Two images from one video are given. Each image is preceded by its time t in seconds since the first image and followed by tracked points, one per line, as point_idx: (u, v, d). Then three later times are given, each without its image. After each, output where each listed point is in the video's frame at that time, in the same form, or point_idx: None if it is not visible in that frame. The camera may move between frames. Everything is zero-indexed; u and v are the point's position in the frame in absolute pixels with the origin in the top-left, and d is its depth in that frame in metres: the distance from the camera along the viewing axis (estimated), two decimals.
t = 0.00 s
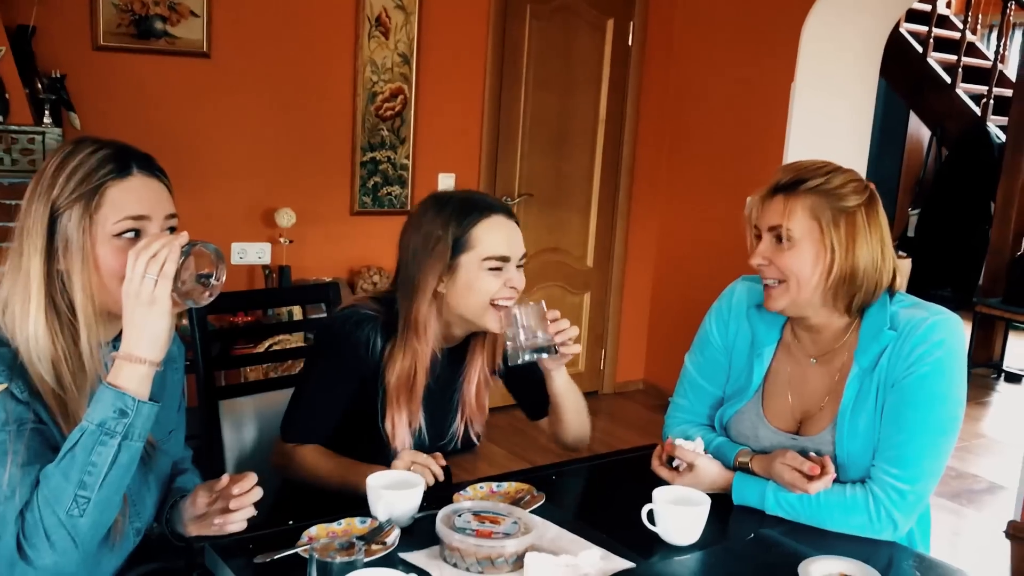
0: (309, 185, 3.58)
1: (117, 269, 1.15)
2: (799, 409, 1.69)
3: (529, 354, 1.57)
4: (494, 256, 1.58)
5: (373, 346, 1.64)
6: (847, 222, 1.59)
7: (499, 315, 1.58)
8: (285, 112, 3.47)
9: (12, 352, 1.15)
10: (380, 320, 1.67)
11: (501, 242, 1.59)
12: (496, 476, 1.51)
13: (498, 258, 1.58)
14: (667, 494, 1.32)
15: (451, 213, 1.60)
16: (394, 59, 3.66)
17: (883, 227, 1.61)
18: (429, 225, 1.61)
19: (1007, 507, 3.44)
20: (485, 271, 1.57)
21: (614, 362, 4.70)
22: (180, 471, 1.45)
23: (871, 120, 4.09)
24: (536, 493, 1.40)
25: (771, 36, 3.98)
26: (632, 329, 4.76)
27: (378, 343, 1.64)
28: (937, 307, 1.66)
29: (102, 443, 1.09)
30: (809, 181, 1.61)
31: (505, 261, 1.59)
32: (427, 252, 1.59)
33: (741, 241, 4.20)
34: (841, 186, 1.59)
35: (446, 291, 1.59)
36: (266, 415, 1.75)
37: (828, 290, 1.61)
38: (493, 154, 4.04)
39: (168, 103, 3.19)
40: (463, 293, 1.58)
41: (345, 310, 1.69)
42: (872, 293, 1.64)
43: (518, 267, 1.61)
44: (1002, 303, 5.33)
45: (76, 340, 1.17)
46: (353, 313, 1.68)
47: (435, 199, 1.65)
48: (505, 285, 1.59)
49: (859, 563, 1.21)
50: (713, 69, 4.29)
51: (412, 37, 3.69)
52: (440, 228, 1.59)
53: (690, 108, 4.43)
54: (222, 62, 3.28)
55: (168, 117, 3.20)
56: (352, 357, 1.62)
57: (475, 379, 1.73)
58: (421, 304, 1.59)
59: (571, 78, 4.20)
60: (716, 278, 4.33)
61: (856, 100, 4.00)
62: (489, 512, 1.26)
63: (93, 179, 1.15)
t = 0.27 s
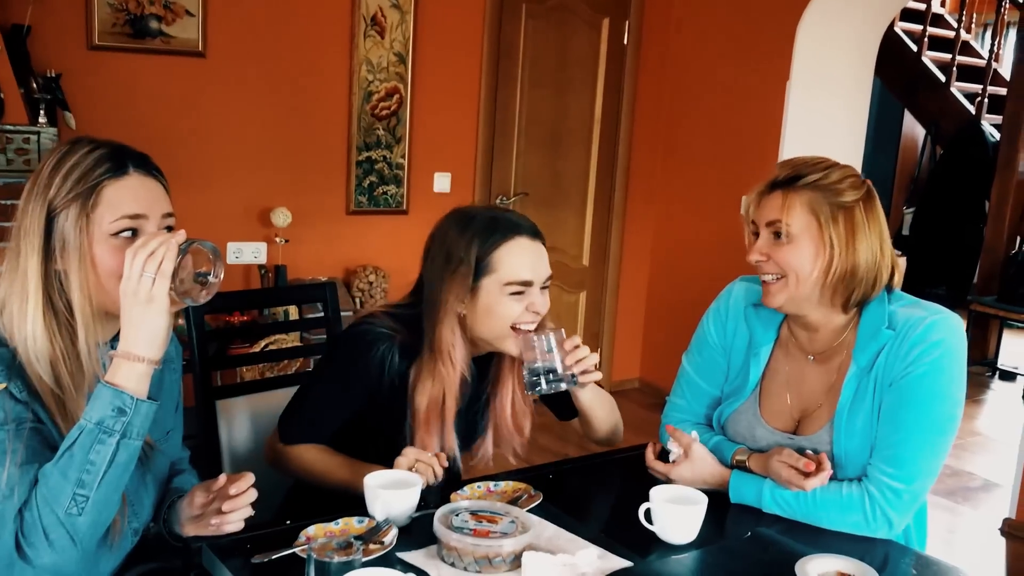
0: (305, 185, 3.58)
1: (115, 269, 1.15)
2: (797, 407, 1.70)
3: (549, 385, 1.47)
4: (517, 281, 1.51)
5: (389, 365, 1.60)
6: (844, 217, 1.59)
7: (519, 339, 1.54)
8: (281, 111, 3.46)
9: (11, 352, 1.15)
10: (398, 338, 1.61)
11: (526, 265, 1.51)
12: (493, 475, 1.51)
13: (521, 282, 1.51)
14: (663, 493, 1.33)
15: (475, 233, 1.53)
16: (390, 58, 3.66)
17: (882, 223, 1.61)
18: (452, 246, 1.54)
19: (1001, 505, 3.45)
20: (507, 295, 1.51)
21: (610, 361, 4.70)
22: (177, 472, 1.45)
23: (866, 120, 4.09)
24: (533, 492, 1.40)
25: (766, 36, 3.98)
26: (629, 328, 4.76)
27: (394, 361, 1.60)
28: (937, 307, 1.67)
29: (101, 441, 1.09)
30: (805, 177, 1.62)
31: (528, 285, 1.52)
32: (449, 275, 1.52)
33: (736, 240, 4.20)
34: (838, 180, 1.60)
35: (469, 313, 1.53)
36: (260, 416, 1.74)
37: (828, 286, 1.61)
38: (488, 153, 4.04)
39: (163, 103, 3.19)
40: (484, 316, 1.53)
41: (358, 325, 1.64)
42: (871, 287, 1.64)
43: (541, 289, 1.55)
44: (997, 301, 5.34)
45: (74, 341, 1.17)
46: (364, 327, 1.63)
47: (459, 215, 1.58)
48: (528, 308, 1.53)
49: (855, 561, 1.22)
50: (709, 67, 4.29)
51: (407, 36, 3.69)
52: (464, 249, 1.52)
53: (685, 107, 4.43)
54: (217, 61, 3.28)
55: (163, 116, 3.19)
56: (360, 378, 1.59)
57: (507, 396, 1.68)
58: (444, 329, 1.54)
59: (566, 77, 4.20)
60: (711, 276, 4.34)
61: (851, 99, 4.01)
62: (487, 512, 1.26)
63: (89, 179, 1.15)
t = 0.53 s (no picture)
0: (301, 185, 3.58)
1: (111, 269, 1.15)
2: (786, 410, 1.69)
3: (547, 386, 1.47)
4: (515, 293, 1.50)
5: (388, 373, 1.60)
6: (848, 213, 1.61)
7: (515, 351, 1.51)
8: (278, 112, 3.46)
9: (8, 352, 1.15)
10: (398, 345, 1.62)
11: (527, 278, 1.50)
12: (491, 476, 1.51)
13: (520, 295, 1.50)
14: (660, 494, 1.33)
15: (478, 241, 1.53)
16: (387, 59, 3.66)
17: (883, 225, 1.63)
18: (455, 253, 1.54)
19: (998, 505, 3.45)
20: (504, 307, 1.51)
21: (607, 361, 4.70)
22: (174, 474, 1.45)
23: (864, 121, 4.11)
24: (530, 494, 1.40)
25: (763, 36, 3.98)
26: (626, 328, 4.76)
27: (393, 367, 1.60)
28: (930, 307, 1.66)
29: (96, 440, 1.09)
30: (812, 171, 1.64)
31: (527, 298, 1.51)
32: (450, 283, 1.52)
33: (733, 240, 4.20)
34: (844, 177, 1.61)
35: (467, 319, 1.53)
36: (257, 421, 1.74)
37: (829, 282, 1.62)
38: (485, 154, 4.04)
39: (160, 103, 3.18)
40: (482, 327, 1.52)
41: (357, 332, 1.64)
42: (872, 286, 1.64)
43: (541, 302, 1.53)
44: (993, 301, 5.35)
45: (71, 341, 1.17)
46: (363, 333, 1.63)
47: (462, 223, 1.60)
48: (525, 321, 1.51)
49: (853, 562, 1.22)
50: (706, 68, 4.29)
51: (404, 37, 3.69)
52: (466, 257, 1.52)
53: (682, 108, 4.43)
54: (214, 61, 3.27)
55: (160, 117, 3.19)
56: (362, 385, 1.58)
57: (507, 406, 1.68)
58: (443, 336, 1.54)
59: (563, 77, 4.20)
60: (708, 276, 4.34)
61: (850, 99, 4.02)
62: (484, 514, 1.26)
63: (85, 178, 1.15)
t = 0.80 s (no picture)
0: (298, 186, 3.57)
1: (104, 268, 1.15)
2: (775, 413, 1.69)
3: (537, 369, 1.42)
4: (504, 294, 1.49)
5: (380, 377, 1.60)
6: (828, 218, 1.60)
7: (502, 352, 1.50)
8: (275, 113, 3.45)
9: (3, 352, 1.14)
10: (389, 348, 1.62)
11: (516, 279, 1.49)
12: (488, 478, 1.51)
13: (507, 296, 1.49)
14: (658, 496, 1.32)
15: (466, 240, 1.53)
16: (384, 60, 3.66)
17: (864, 230, 1.63)
18: (444, 252, 1.54)
19: (995, 505, 3.46)
20: (493, 309, 1.49)
21: (605, 362, 4.70)
22: (170, 476, 1.44)
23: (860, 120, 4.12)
24: (528, 495, 1.39)
25: (760, 37, 3.99)
26: (623, 329, 4.76)
27: (384, 370, 1.60)
28: (918, 308, 1.67)
29: (88, 439, 1.08)
30: (788, 177, 1.63)
31: (514, 299, 1.50)
32: (438, 283, 1.53)
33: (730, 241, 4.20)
34: (821, 182, 1.61)
35: (455, 320, 1.53)
36: (253, 420, 1.73)
37: (811, 287, 1.62)
38: (482, 155, 4.04)
39: (156, 104, 3.18)
40: (468, 327, 1.52)
41: (349, 334, 1.64)
42: (853, 291, 1.64)
43: (531, 304, 1.51)
44: (990, 302, 5.35)
45: (64, 341, 1.16)
46: (354, 337, 1.63)
47: (452, 222, 1.59)
48: (513, 322, 1.50)
49: (851, 563, 1.22)
50: (703, 69, 4.29)
51: (401, 38, 3.68)
52: (454, 256, 1.52)
53: (679, 108, 4.43)
54: (210, 62, 3.27)
55: (156, 118, 3.18)
56: (355, 389, 1.58)
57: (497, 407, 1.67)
58: (432, 336, 1.55)
59: (560, 78, 4.20)
60: (706, 277, 4.34)
61: (846, 99, 4.03)
62: (482, 516, 1.26)
63: (77, 177, 1.14)
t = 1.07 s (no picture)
0: (297, 188, 3.57)
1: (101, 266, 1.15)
2: (774, 413, 1.70)
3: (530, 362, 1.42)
4: (493, 291, 1.49)
5: (374, 379, 1.60)
6: (816, 222, 1.60)
7: (492, 350, 1.50)
8: (273, 114, 3.45)
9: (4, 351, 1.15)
10: (382, 351, 1.62)
11: (503, 276, 1.50)
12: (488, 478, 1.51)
13: (494, 294, 1.49)
14: (659, 494, 1.32)
15: (454, 238, 1.54)
16: (382, 60, 3.66)
17: (853, 231, 1.63)
18: (431, 250, 1.56)
19: (995, 503, 3.46)
20: (481, 306, 1.49)
21: (604, 361, 4.70)
22: (170, 478, 1.44)
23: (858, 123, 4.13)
24: (529, 495, 1.40)
25: (757, 36, 3.99)
26: (622, 329, 4.76)
27: (378, 373, 1.60)
28: (911, 306, 1.67)
29: (85, 434, 1.08)
30: (777, 181, 1.63)
31: (502, 297, 1.50)
32: (426, 281, 1.54)
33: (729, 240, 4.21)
34: (809, 186, 1.61)
35: (445, 321, 1.54)
36: (253, 421, 1.73)
37: (799, 292, 1.62)
38: (481, 155, 4.04)
39: (154, 106, 3.18)
40: (457, 327, 1.52)
41: (342, 338, 1.64)
42: (842, 296, 1.64)
43: (518, 302, 1.51)
44: (989, 299, 5.36)
45: (63, 340, 1.16)
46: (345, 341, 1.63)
47: (441, 221, 1.61)
48: (502, 320, 1.49)
49: (852, 561, 1.22)
50: (701, 68, 4.30)
51: (399, 38, 3.69)
52: (440, 255, 1.54)
53: (678, 108, 4.44)
54: (208, 64, 3.27)
55: (154, 120, 3.18)
56: (350, 393, 1.58)
57: (492, 406, 1.68)
58: (420, 335, 1.55)
59: (558, 77, 4.20)
60: (705, 276, 4.34)
61: (844, 100, 4.04)
62: (483, 515, 1.26)
63: (72, 176, 1.14)
